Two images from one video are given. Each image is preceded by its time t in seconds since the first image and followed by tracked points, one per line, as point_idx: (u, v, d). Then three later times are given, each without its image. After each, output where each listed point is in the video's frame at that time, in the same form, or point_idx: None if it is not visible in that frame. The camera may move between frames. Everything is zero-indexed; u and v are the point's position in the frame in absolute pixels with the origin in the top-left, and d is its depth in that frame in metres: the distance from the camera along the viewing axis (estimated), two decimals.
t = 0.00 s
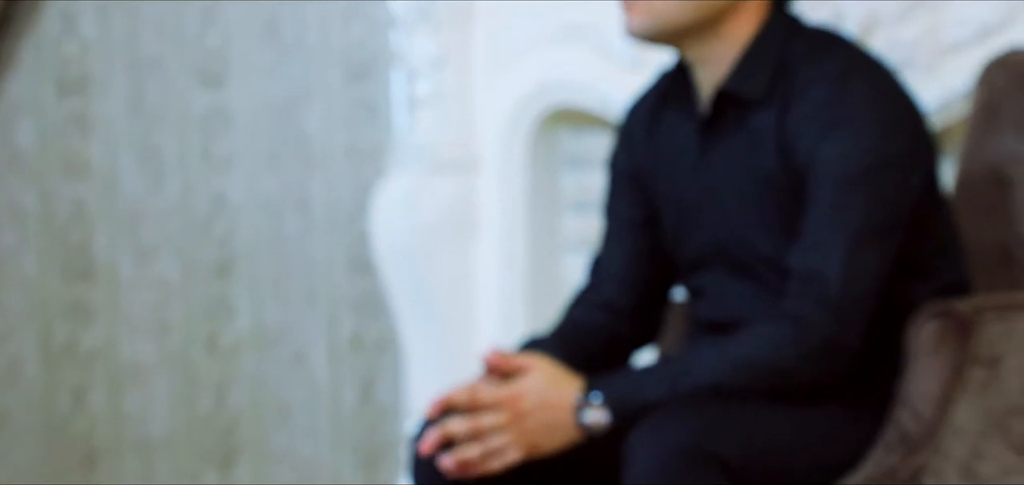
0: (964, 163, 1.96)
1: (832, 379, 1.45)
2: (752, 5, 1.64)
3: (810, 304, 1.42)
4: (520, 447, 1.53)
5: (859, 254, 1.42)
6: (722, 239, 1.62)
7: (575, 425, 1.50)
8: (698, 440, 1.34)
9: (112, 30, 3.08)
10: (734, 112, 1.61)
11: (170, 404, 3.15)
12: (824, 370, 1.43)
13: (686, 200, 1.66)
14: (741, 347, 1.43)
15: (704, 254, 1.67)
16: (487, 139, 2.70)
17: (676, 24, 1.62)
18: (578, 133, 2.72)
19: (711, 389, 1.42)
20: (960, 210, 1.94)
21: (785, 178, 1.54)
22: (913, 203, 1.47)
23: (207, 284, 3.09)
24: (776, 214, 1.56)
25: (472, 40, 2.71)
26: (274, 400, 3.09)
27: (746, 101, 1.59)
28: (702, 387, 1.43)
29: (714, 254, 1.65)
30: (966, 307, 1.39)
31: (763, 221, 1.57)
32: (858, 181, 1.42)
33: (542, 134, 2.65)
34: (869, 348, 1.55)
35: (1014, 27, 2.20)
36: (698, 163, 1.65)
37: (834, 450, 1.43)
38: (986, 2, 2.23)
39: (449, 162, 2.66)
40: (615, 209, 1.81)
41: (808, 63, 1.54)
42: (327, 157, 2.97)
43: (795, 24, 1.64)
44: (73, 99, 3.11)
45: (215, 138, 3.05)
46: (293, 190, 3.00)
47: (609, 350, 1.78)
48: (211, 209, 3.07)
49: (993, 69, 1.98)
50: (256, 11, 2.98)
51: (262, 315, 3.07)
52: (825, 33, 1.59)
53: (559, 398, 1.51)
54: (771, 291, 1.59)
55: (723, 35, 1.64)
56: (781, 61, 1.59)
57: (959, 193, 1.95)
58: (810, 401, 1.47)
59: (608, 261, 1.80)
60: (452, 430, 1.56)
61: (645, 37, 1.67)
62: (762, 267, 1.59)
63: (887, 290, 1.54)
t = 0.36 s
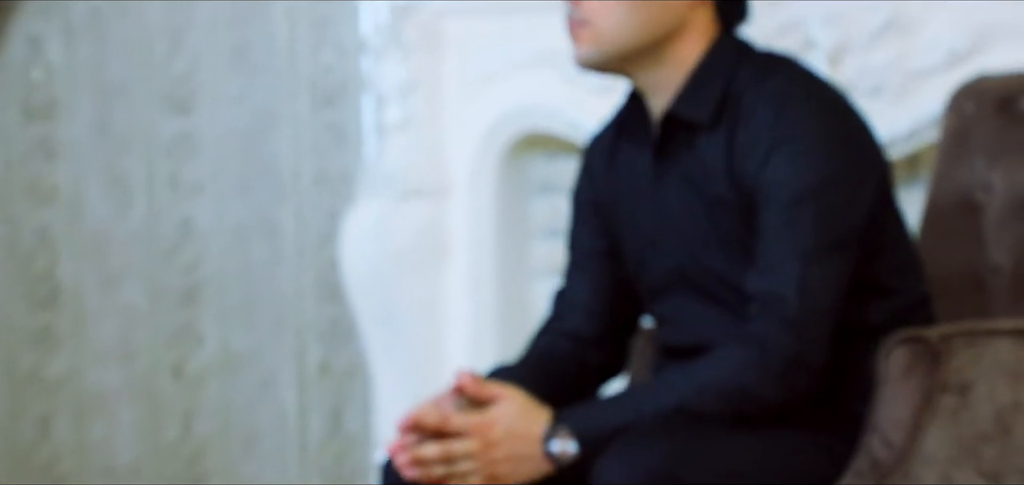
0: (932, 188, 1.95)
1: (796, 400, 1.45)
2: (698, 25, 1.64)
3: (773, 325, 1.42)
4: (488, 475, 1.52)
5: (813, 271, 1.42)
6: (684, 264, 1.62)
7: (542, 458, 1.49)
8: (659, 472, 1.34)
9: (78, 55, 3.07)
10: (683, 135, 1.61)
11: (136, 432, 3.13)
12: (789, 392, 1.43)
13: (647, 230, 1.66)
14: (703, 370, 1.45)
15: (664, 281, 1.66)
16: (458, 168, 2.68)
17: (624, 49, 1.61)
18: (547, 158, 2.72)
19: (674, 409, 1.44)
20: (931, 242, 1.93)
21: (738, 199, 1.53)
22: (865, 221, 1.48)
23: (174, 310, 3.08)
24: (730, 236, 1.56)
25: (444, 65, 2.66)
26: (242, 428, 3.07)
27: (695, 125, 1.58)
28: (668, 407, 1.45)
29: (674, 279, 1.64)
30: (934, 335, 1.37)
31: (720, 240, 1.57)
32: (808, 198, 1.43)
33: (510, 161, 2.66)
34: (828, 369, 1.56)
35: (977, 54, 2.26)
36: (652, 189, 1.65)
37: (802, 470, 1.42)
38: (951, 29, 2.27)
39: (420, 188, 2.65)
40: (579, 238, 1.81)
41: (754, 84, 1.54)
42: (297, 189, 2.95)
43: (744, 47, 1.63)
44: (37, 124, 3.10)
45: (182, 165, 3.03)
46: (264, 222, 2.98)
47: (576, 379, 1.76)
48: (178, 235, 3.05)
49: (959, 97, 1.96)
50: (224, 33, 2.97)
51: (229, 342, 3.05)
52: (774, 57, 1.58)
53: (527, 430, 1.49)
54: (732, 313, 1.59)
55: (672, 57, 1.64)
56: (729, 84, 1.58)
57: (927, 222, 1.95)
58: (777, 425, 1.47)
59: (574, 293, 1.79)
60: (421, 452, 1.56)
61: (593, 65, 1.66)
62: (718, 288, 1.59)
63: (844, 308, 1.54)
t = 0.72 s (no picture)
0: (903, 212, 1.94)
1: (770, 416, 1.45)
2: (650, 48, 1.67)
3: (730, 344, 1.42)
4: None
5: (769, 288, 1.42)
6: (641, 285, 1.60)
7: None
8: None
9: (44, 77, 2.98)
10: (637, 155, 1.60)
11: (101, 460, 3.07)
12: (753, 412, 1.43)
13: (605, 254, 1.64)
14: (665, 393, 1.45)
15: (624, 304, 1.64)
16: (426, 187, 2.65)
17: (577, 67, 1.65)
18: (515, 183, 2.75)
19: (636, 430, 1.45)
20: (906, 268, 1.92)
21: (690, 217, 1.53)
22: (820, 239, 1.47)
23: (142, 335, 3.04)
24: (686, 255, 1.55)
25: (411, 88, 2.65)
26: (209, 455, 3.04)
27: (647, 144, 1.58)
28: (630, 430, 1.46)
29: (633, 302, 1.63)
30: (905, 361, 1.36)
31: (674, 260, 1.56)
32: (760, 216, 1.43)
33: (478, 184, 2.65)
34: (794, 391, 1.54)
35: (947, 81, 2.29)
36: (610, 211, 1.63)
37: None
38: (926, 57, 2.29)
39: (392, 211, 2.62)
40: (543, 266, 1.79)
41: (704, 105, 1.55)
42: (267, 213, 2.95)
43: (699, 67, 1.64)
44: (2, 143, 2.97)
45: (148, 190, 3.01)
46: (233, 247, 2.97)
47: (542, 403, 1.74)
48: (145, 260, 3.03)
49: (927, 123, 1.96)
50: (190, 57, 2.97)
51: (195, 369, 3.03)
52: (725, 77, 1.59)
53: (496, 462, 1.47)
54: (692, 334, 1.58)
55: (625, 77, 1.66)
56: (682, 104, 1.58)
57: (898, 247, 1.94)
58: (739, 444, 1.48)
59: (540, 320, 1.78)
60: None
61: (550, 92, 1.68)
62: (677, 309, 1.58)
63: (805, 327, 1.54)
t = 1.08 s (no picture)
0: (861, 237, 1.94)
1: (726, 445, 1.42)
2: (618, 70, 1.60)
3: (691, 372, 1.39)
4: None
5: (732, 315, 1.40)
6: (603, 310, 1.57)
7: None
8: None
9: None
10: (602, 180, 1.56)
11: None
12: (713, 441, 1.40)
13: (566, 275, 1.60)
14: (625, 421, 1.42)
15: (587, 330, 1.60)
16: (385, 212, 2.63)
17: (542, 90, 1.58)
18: (476, 206, 2.72)
19: (596, 458, 1.42)
20: (866, 292, 1.92)
21: (656, 244, 1.50)
22: (784, 266, 1.45)
23: (97, 360, 3.01)
24: (652, 280, 1.52)
25: (370, 112, 2.63)
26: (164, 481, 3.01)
27: (611, 169, 1.55)
28: (590, 457, 1.42)
29: (599, 327, 1.58)
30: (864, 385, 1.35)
31: (641, 286, 1.53)
32: (723, 241, 1.41)
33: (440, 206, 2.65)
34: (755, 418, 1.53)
35: (906, 107, 2.34)
36: (575, 236, 1.59)
37: None
38: (885, 83, 2.34)
39: (350, 235, 2.61)
40: (505, 287, 1.74)
41: (670, 127, 1.52)
42: (224, 237, 2.93)
43: (667, 90, 1.59)
44: None
45: (104, 213, 2.98)
46: (189, 271, 2.96)
47: (503, 429, 1.70)
48: (101, 284, 3.00)
49: (886, 148, 1.97)
50: (146, 81, 2.95)
51: (150, 394, 3.00)
52: (695, 100, 1.56)
53: None
54: (655, 361, 1.55)
55: (590, 99, 1.59)
56: (647, 126, 1.54)
57: (855, 272, 1.94)
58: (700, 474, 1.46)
59: (502, 344, 1.73)
60: None
61: (514, 116, 1.61)
62: (642, 335, 1.54)
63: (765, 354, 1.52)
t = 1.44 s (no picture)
0: (836, 267, 1.93)
1: None
2: (619, 100, 1.51)
3: (676, 410, 1.34)
4: None
5: (722, 354, 1.35)
6: (589, 340, 1.47)
7: None
8: None
9: None
10: (598, 212, 1.47)
11: None
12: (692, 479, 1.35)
13: (554, 300, 1.50)
14: (604, 457, 1.35)
15: (566, 360, 1.50)
16: (359, 241, 2.61)
17: (544, 121, 1.48)
18: (448, 235, 2.68)
19: None
20: (838, 322, 1.91)
21: (652, 278, 1.42)
22: (778, 307, 1.40)
23: (66, 392, 2.93)
24: (642, 315, 1.44)
25: (342, 140, 2.61)
26: None
27: (609, 202, 1.45)
28: None
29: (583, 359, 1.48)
30: (840, 417, 1.32)
31: (629, 317, 1.44)
32: (722, 278, 1.36)
33: (414, 234, 2.64)
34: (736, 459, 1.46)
35: (880, 138, 2.35)
36: (564, 265, 1.49)
37: None
38: (859, 113, 2.34)
39: (322, 265, 2.59)
40: (486, 310, 1.62)
41: (672, 160, 1.44)
42: (195, 266, 2.92)
43: (665, 120, 1.51)
44: None
45: (74, 243, 2.92)
46: (160, 300, 2.93)
47: (482, 460, 1.59)
48: (72, 313, 2.93)
49: (859, 179, 1.96)
50: (118, 108, 2.92)
51: (120, 425, 2.95)
52: (701, 131, 1.48)
53: None
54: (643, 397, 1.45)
55: (590, 131, 1.50)
56: (649, 156, 1.46)
57: (831, 303, 1.93)
58: None
59: (483, 370, 1.61)
60: None
61: (509, 142, 1.51)
62: (628, 369, 1.46)
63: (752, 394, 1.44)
